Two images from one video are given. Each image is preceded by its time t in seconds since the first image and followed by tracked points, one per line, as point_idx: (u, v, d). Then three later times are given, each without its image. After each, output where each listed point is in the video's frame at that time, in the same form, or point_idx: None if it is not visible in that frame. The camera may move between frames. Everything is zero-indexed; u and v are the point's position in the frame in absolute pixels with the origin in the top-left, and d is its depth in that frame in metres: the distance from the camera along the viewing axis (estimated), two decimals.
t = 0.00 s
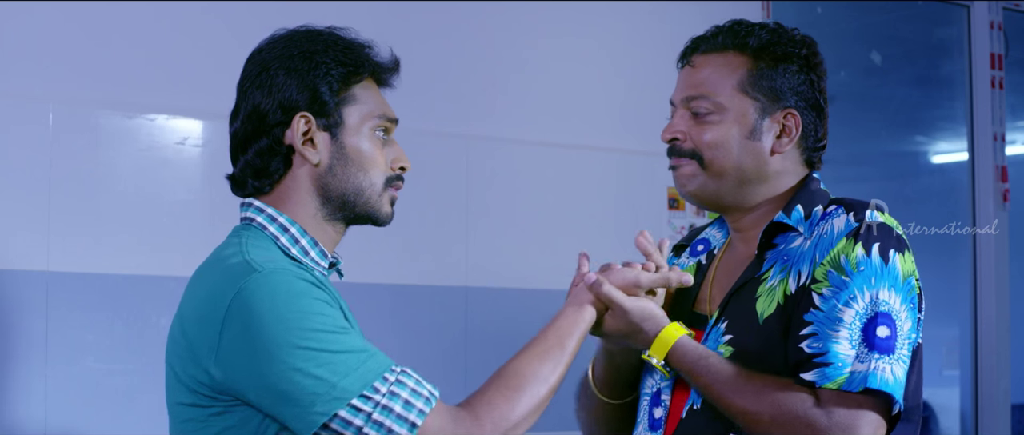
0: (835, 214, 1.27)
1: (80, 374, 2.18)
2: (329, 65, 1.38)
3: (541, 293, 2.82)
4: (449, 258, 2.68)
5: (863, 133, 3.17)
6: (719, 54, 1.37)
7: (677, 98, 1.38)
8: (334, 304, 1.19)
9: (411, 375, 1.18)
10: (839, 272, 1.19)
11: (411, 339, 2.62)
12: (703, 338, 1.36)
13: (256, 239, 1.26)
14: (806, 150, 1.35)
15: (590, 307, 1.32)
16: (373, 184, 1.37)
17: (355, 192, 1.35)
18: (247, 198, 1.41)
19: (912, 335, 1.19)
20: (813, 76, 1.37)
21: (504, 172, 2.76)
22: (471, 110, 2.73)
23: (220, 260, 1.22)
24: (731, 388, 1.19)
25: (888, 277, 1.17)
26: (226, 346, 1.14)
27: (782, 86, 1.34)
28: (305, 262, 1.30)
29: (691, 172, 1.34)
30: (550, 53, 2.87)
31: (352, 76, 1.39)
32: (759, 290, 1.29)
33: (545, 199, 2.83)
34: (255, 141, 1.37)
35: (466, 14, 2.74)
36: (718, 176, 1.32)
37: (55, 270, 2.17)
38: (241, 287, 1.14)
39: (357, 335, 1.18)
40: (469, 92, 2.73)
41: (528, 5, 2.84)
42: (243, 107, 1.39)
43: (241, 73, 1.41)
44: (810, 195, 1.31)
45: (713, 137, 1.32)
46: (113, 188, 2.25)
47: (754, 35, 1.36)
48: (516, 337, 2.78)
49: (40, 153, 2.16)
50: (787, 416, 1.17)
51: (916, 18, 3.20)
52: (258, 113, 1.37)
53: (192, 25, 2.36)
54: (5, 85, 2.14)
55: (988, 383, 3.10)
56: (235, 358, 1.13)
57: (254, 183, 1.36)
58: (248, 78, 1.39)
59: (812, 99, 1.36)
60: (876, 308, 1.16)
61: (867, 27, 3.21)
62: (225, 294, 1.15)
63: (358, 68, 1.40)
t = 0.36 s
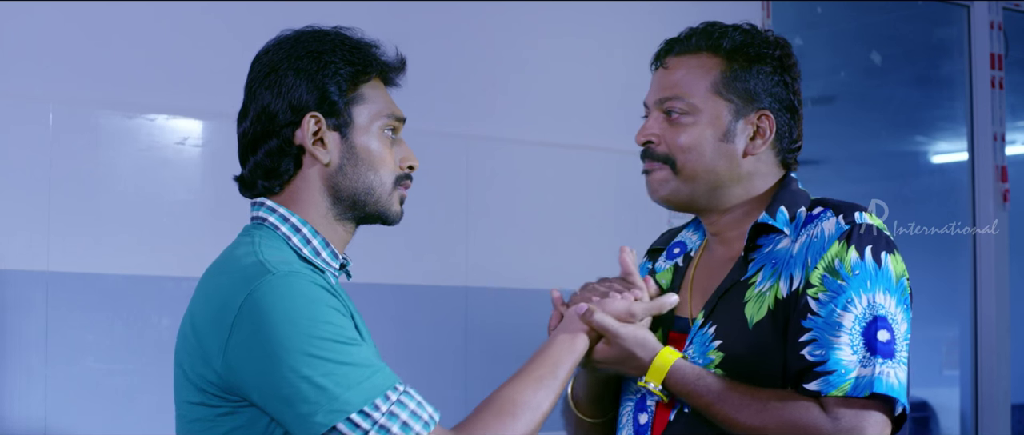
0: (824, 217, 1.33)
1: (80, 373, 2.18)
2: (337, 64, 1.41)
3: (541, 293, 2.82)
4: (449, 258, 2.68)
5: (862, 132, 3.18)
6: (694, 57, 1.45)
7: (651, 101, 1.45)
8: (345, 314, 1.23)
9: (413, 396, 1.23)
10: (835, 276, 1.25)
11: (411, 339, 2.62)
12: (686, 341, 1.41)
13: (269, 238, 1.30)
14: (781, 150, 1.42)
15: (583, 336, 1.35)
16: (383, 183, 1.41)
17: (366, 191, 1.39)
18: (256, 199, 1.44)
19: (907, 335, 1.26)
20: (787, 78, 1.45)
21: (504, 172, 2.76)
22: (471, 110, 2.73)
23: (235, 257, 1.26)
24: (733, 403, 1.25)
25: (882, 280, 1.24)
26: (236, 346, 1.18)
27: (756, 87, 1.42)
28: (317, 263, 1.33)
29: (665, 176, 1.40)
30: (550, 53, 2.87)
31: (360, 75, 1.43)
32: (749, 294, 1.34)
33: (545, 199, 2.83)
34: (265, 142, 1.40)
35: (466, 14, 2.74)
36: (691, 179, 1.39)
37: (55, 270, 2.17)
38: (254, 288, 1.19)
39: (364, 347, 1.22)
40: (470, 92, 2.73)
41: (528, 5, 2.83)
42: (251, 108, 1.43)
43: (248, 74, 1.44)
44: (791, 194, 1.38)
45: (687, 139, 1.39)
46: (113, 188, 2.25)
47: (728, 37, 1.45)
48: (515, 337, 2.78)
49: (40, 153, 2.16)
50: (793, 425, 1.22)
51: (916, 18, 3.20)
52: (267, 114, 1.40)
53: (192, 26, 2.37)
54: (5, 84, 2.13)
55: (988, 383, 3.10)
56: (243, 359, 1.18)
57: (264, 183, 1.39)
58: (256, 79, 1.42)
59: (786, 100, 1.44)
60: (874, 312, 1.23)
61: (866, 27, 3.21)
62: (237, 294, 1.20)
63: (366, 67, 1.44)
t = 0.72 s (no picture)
0: (809, 212, 1.37)
1: (80, 373, 2.18)
2: (340, 65, 1.43)
3: (541, 293, 2.82)
4: (449, 258, 2.68)
5: (862, 132, 3.16)
6: (670, 68, 1.43)
7: (633, 119, 1.44)
8: (336, 316, 1.26)
9: (405, 398, 1.25)
10: (821, 271, 1.28)
11: (411, 339, 2.62)
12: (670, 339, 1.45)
13: (262, 238, 1.31)
14: (765, 147, 1.45)
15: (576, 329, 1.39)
16: (382, 185, 1.43)
17: (364, 193, 1.41)
18: (252, 197, 1.44)
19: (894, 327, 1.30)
20: (761, 72, 1.46)
21: (504, 172, 2.76)
22: (471, 110, 2.73)
23: (228, 258, 1.29)
24: (724, 399, 1.28)
25: (869, 274, 1.27)
26: (227, 349, 1.21)
27: (737, 89, 1.43)
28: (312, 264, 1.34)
29: (663, 197, 1.42)
30: (550, 53, 2.87)
31: (363, 76, 1.45)
32: (734, 292, 1.38)
33: (545, 199, 2.83)
34: (264, 140, 1.41)
35: (466, 14, 2.74)
36: (688, 195, 1.42)
37: (54, 271, 2.17)
38: (244, 291, 1.21)
39: (356, 350, 1.24)
40: (469, 93, 2.73)
41: (528, 5, 2.83)
42: (251, 104, 1.43)
43: (250, 71, 1.44)
44: (772, 194, 1.42)
45: (680, 156, 1.40)
46: (113, 188, 2.25)
47: (700, 42, 1.44)
48: (515, 337, 2.78)
49: (40, 153, 2.16)
50: (784, 419, 1.26)
51: (916, 18, 3.21)
52: (268, 111, 1.40)
53: (192, 26, 2.37)
54: (4, 84, 2.13)
55: (988, 383, 3.10)
56: (233, 361, 1.20)
57: (262, 181, 1.40)
58: (259, 75, 1.42)
59: (762, 96, 1.46)
60: (862, 304, 1.26)
61: (867, 27, 3.19)
62: (227, 298, 1.22)
63: (369, 69, 1.45)
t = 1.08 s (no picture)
0: (803, 214, 1.37)
1: (79, 373, 2.18)
2: (332, 64, 1.43)
3: (540, 293, 2.82)
4: (449, 258, 2.68)
5: (862, 131, 3.15)
6: (654, 85, 1.44)
7: (623, 142, 1.44)
8: (326, 320, 1.27)
9: (392, 406, 1.27)
10: (817, 274, 1.28)
11: (411, 339, 2.62)
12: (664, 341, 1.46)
13: (256, 240, 1.32)
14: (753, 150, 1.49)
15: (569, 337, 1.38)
16: (375, 184, 1.43)
17: (356, 192, 1.42)
18: (246, 197, 1.46)
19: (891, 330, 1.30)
20: (739, 74, 1.49)
21: (503, 172, 2.76)
22: (471, 110, 2.73)
23: (219, 259, 1.30)
24: (722, 405, 1.29)
25: (864, 276, 1.27)
26: (216, 351, 1.22)
27: (720, 96, 1.45)
28: (305, 265, 1.35)
29: (665, 214, 1.43)
30: (550, 54, 2.87)
31: (355, 75, 1.45)
32: (728, 294, 1.39)
33: (545, 199, 2.82)
34: (256, 140, 1.42)
35: (465, 14, 2.74)
36: (689, 210, 1.43)
37: (54, 271, 2.17)
38: (235, 293, 1.22)
39: (345, 355, 1.26)
40: (469, 93, 2.73)
41: (528, 5, 2.83)
42: (243, 105, 1.44)
43: (243, 71, 1.46)
44: (764, 194, 1.43)
45: (677, 173, 1.41)
46: (113, 188, 2.25)
47: (680, 55, 1.44)
48: (515, 336, 2.78)
49: (40, 153, 2.16)
50: (783, 424, 1.25)
51: (916, 18, 3.20)
52: (259, 111, 1.42)
53: (192, 26, 2.37)
54: (4, 84, 2.13)
55: (989, 382, 3.10)
56: (222, 363, 1.22)
57: (254, 181, 1.41)
58: (250, 75, 1.44)
59: (743, 97, 1.49)
60: (859, 308, 1.26)
61: (867, 27, 3.19)
62: (218, 299, 1.23)
63: (361, 68, 1.46)
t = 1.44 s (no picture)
0: (806, 214, 1.37)
1: (79, 373, 2.18)
2: (327, 63, 1.43)
3: (540, 293, 2.82)
4: (449, 258, 2.68)
5: (861, 131, 3.15)
6: (661, 82, 1.44)
7: (629, 138, 1.44)
8: (322, 317, 1.27)
9: (392, 401, 1.27)
10: (820, 274, 1.29)
11: (411, 340, 2.62)
12: (665, 340, 1.46)
13: (252, 240, 1.33)
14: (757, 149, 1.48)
15: (570, 334, 1.39)
16: (370, 184, 1.43)
17: (351, 192, 1.41)
18: (241, 196, 1.46)
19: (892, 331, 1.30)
20: (746, 73, 1.49)
21: (503, 172, 2.76)
22: (471, 110, 2.73)
23: (214, 259, 1.30)
24: (723, 405, 1.29)
25: (867, 277, 1.28)
26: (212, 351, 1.22)
27: (727, 94, 1.45)
28: (300, 264, 1.34)
29: (670, 211, 1.43)
30: (550, 54, 2.87)
31: (351, 74, 1.45)
32: (731, 293, 1.39)
33: (545, 199, 2.82)
34: (251, 140, 1.42)
35: (465, 14, 2.74)
36: (693, 207, 1.43)
37: (54, 271, 2.17)
38: (230, 292, 1.22)
39: (342, 351, 1.26)
40: (469, 93, 2.73)
41: (528, 5, 2.83)
42: (238, 104, 1.44)
43: (238, 70, 1.46)
44: (766, 194, 1.43)
45: (682, 170, 1.41)
46: (113, 188, 2.25)
47: (686, 53, 1.44)
48: (514, 336, 2.77)
49: (40, 153, 2.16)
50: (784, 423, 1.26)
51: (916, 18, 3.20)
52: (254, 110, 1.42)
53: (192, 26, 2.37)
54: (4, 84, 2.13)
55: (988, 382, 3.10)
56: (219, 363, 1.22)
57: (249, 181, 1.41)
58: (246, 74, 1.44)
59: (749, 96, 1.49)
60: (862, 308, 1.27)
61: (868, 27, 3.19)
62: (213, 298, 1.23)
63: (357, 67, 1.46)
